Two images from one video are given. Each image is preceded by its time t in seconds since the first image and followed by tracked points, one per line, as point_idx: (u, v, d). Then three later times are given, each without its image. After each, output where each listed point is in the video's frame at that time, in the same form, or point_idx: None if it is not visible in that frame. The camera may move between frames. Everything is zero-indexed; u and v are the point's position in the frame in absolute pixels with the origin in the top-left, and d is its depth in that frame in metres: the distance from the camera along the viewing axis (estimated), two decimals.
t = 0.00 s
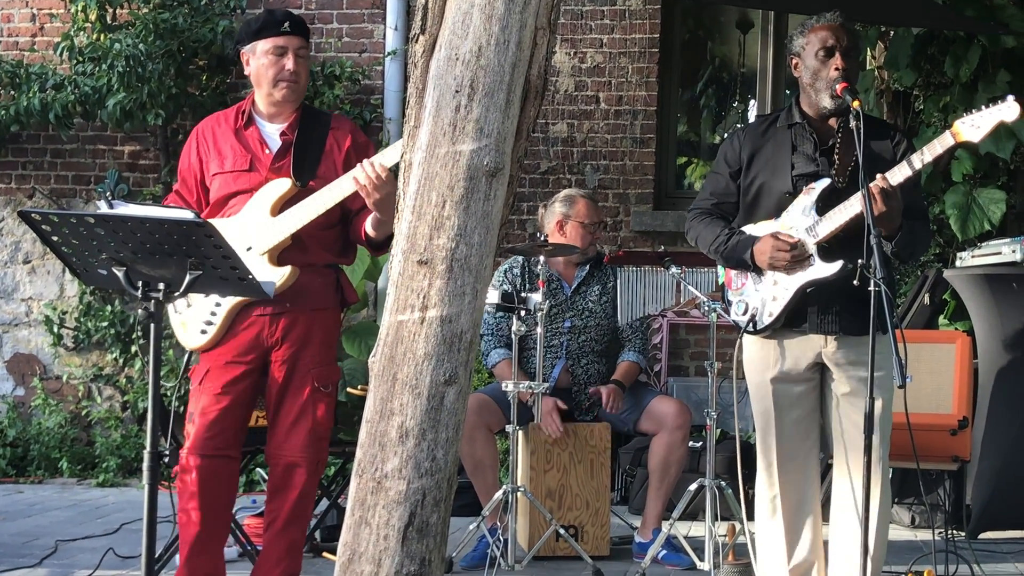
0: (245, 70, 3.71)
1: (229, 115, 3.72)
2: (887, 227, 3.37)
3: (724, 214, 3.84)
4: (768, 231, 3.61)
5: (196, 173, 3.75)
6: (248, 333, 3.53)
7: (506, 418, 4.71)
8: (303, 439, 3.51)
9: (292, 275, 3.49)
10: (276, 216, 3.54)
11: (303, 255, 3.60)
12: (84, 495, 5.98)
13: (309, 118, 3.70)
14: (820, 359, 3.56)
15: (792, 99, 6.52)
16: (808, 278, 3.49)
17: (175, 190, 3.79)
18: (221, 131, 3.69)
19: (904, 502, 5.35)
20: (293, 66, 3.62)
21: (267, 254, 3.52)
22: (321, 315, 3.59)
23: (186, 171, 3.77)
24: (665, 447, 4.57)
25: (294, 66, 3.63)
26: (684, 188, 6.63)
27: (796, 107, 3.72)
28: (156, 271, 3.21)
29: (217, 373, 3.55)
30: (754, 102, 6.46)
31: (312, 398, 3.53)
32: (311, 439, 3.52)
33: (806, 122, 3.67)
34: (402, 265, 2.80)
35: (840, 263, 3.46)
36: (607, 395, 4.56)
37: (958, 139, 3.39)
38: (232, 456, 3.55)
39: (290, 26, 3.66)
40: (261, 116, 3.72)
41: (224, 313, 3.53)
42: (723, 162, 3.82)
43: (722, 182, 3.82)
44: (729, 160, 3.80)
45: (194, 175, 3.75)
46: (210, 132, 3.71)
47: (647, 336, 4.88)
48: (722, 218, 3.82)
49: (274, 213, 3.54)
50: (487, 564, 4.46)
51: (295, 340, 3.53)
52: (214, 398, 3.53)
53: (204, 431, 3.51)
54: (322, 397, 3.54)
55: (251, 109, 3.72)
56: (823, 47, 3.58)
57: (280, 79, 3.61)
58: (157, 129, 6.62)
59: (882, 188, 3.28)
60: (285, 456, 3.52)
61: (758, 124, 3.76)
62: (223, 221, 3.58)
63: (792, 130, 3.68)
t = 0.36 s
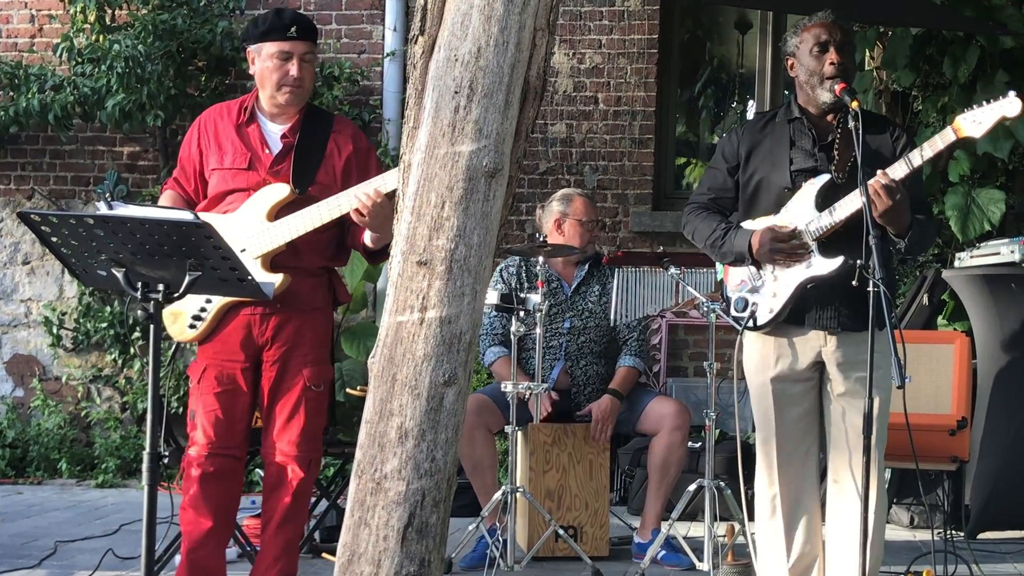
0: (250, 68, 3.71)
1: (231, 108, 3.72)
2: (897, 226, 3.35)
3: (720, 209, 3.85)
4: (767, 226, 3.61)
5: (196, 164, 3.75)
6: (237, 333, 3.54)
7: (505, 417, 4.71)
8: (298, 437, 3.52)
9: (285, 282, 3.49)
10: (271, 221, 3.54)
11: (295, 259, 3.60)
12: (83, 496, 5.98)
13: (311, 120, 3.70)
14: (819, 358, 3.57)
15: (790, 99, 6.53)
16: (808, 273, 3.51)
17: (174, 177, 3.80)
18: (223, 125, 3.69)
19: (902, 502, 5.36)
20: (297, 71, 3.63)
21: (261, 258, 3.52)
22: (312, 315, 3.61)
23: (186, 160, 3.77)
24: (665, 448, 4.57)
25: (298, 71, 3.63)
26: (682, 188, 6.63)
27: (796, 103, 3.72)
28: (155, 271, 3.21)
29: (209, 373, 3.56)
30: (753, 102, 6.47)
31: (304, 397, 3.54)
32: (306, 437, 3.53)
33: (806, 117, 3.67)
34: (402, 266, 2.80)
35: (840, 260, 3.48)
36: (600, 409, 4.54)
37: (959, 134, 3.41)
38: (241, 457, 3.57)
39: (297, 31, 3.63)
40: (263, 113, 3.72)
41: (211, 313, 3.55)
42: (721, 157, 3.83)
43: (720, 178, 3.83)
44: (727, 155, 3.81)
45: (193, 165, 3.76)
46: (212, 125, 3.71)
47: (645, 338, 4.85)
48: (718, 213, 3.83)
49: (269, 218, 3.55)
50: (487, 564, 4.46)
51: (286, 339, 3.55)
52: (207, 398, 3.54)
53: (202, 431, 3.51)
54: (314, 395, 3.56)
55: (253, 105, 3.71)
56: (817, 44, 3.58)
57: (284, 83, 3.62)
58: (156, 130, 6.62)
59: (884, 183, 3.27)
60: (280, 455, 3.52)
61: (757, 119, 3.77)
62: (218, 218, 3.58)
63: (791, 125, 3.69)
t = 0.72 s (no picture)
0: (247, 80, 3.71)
1: (229, 115, 3.73)
2: (896, 231, 3.36)
3: (718, 215, 3.85)
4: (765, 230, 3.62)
5: (194, 170, 3.77)
6: (236, 336, 3.56)
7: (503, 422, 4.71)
8: (294, 441, 3.52)
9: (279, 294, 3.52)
10: (268, 234, 3.56)
11: (291, 271, 3.62)
12: (80, 499, 5.97)
13: (308, 132, 3.70)
14: (816, 363, 3.56)
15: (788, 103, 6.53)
16: (806, 278, 3.51)
17: (174, 181, 3.81)
18: (220, 133, 3.70)
19: (900, 506, 5.36)
20: (293, 86, 3.63)
21: (256, 269, 3.55)
22: (310, 320, 3.61)
23: (185, 165, 3.78)
24: (662, 454, 4.56)
25: (294, 86, 3.63)
26: (680, 192, 6.63)
27: (792, 108, 3.73)
28: (153, 275, 3.21)
29: (204, 375, 3.57)
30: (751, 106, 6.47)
31: (301, 401, 3.54)
32: (302, 441, 3.53)
33: (802, 123, 3.67)
34: (399, 270, 2.80)
35: (838, 264, 3.48)
36: (594, 410, 4.57)
37: (958, 139, 3.42)
38: (225, 454, 3.57)
39: (292, 46, 3.62)
40: (260, 122, 3.73)
41: (206, 317, 3.55)
42: (719, 163, 3.83)
43: (718, 184, 3.83)
44: (724, 161, 3.81)
45: (192, 170, 3.77)
46: (211, 132, 3.72)
47: (642, 340, 4.85)
48: (717, 218, 3.82)
49: (268, 231, 3.57)
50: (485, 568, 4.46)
51: (284, 342, 3.55)
52: (202, 399, 3.55)
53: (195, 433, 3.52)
54: (311, 400, 3.56)
55: (251, 114, 3.72)
56: (813, 51, 3.59)
57: (280, 98, 3.62)
58: (154, 134, 6.62)
59: (884, 187, 3.27)
60: (274, 459, 3.52)
61: (755, 125, 3.78)
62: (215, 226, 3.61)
63: (788, 130, 3.69)
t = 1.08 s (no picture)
0: (240, 83, 3.74)
1: (224, 120, 3.74)
2: (891, 240, 3.37)
3: (715, 224, 3.86)
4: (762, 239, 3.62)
5: (189, 175, 3.76)
6: (229, 344, 3.55)
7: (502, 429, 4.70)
8: (291, 448, 3.52)
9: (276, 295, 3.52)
10: (265, 235, 3.56)
11: (287, 273, 3.63)
12: (78, 506, 5.96)
13: (303, 134, 3.72)
14: (815, 370, 3.56)
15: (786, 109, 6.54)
16: (804, 286, 3.50)
17: (168, 188, 3.81)
18: (216, 137, 3.71)
19: (899, 512, 5.36)
20: (284, 85, 3.65)
21: (252, 271, 3.54)
22: (305, 326, 3.62)
23: (180, 170, 3.78)
24: (663, 459, 4.56)
25: (286, 85, 3.65)
26: (678, 199, 6.64)
27: (790, 116, 3.74)
28: (150, 282, 3.21)
29: (199, 384, 3.56)
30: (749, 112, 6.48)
31: (297, 407, 3.55)
32: (299, 447, 3.53)
33: (799, 131, 3.68)
34: (397, 276, 2.80)
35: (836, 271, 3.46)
36: (600, 421, 4.54)
37: (952, 145, 3.42)
38: (224, 465, 3.56)
39: (283, 44, 3.65)
40: (256, 126, 3.75)
41: (201, 322, 3.55)
42: (716, 171, 3.85)
43: (715, 192, 3.85)
44: (721, 170, 3.83)
45: (187, 175, 3.76)
46: (206, 135, 3.72)
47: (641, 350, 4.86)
48: (715, 228, 3.83)
49: (264, 231, 3.56)
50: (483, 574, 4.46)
51: (278, 349, 3.56)
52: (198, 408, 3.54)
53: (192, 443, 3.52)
54: (307, 405, 3.56)
55: (245, 117, 3.74)
56: (820, 57, 3.59)
57: (272, 97, 3.64)
58: (152, 140, 6.62)
59: (878, 195, 3.28)
60: (272, 466, 3.52)
61: (751, 133, 3.79)
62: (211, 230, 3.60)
63: (785, 138, 3.70)
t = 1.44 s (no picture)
0: (228, 91, 3.77)
1: (214, 136, 3.75)
2: (881, 240, 3.39)
3: (711, 222, 3.85)
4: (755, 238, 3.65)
5: (183, 197, 3.76)
6: (238, 355, 3.56)
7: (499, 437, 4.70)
8: (296, 458, 3.52)
9: (286, 300, 3.53)
10: (269, 240, 3.57)
11: (295, 277, 3.65)
12: (75, 515, 5.95)
13: (296, 139, 3.75)
14: (807, 373, 3.57)
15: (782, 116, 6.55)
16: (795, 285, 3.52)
17: (162, 213, 3.79)
18: (207, 152, 3.71)
19: (896, 519, 5.35)
20: (274, 83, 3.68)
21: (261, 277, 3.56)
22: (311, 335, 3.63)
23: (173, 194, 3.77)
24: (661, 465, 4.56)
25: (274, 84, 3.68)
26: (675, 206, 6.63)
27: (788, 122, 3.75)
28: (147, 291, 3.22)
29: (206, 394, 3.57)
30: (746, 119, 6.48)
31: (303, 417, 3.55)
32: (304, 458, 3.54)
33: (799, 135, 3.69)
34: (393, 285, 2.79)
35: (827, 270, 3.49)
36: (589, 427, 4.58)
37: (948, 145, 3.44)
38: (230, 477, 3.57)
39: (269, 44, 3.70)
40: (246, 137, 3.76)
41: (213, 335, 3.54)
42: (713, 171, 3.84)
43: (711, 191, 3.84)
44: (719, 169, 3.82)
45: (181, 197, 3.76)
46: (197, 154, 3.73)
47: (637, 355, 4.89)
48: (711, 228, 3.82)
49: (268, 238, 3.58)
50: None
51: (285, 359, 3.56)
52: (205, 418, 3.55)
53: (198, 454, 3.52)
54: (311, 415, 3.57)
55: (235, 129, 3.75)
56: (805, 63, 3.59)
57: (262, 97, 3.66)
58: (150, 148, 6.62)
59: (875, 195, 3.29)
60: (277, 476, 3.53)
61: (749, 137, 3.79)
62: (214, 244, 3.60)
63: (785, 141, 3.71)
